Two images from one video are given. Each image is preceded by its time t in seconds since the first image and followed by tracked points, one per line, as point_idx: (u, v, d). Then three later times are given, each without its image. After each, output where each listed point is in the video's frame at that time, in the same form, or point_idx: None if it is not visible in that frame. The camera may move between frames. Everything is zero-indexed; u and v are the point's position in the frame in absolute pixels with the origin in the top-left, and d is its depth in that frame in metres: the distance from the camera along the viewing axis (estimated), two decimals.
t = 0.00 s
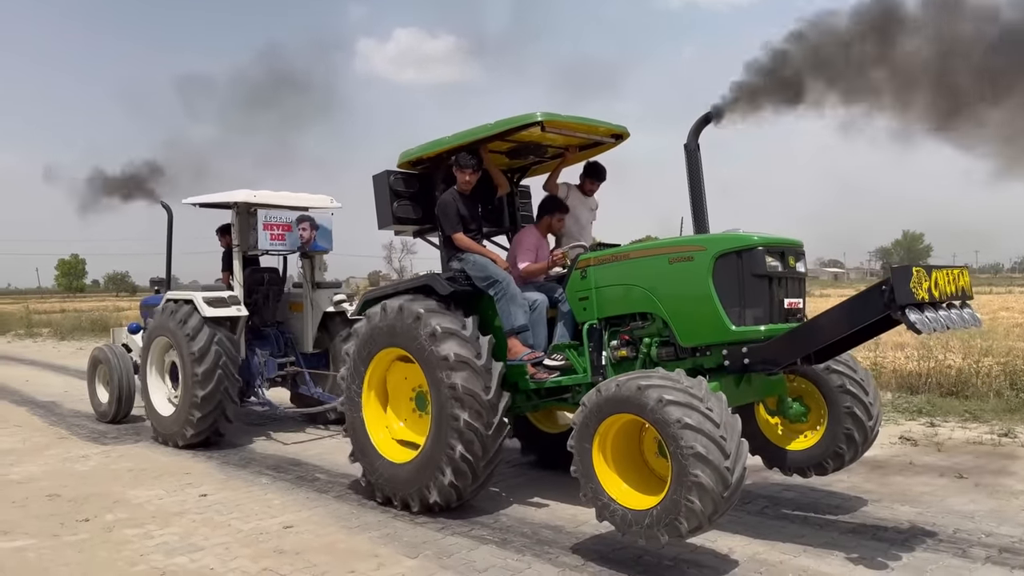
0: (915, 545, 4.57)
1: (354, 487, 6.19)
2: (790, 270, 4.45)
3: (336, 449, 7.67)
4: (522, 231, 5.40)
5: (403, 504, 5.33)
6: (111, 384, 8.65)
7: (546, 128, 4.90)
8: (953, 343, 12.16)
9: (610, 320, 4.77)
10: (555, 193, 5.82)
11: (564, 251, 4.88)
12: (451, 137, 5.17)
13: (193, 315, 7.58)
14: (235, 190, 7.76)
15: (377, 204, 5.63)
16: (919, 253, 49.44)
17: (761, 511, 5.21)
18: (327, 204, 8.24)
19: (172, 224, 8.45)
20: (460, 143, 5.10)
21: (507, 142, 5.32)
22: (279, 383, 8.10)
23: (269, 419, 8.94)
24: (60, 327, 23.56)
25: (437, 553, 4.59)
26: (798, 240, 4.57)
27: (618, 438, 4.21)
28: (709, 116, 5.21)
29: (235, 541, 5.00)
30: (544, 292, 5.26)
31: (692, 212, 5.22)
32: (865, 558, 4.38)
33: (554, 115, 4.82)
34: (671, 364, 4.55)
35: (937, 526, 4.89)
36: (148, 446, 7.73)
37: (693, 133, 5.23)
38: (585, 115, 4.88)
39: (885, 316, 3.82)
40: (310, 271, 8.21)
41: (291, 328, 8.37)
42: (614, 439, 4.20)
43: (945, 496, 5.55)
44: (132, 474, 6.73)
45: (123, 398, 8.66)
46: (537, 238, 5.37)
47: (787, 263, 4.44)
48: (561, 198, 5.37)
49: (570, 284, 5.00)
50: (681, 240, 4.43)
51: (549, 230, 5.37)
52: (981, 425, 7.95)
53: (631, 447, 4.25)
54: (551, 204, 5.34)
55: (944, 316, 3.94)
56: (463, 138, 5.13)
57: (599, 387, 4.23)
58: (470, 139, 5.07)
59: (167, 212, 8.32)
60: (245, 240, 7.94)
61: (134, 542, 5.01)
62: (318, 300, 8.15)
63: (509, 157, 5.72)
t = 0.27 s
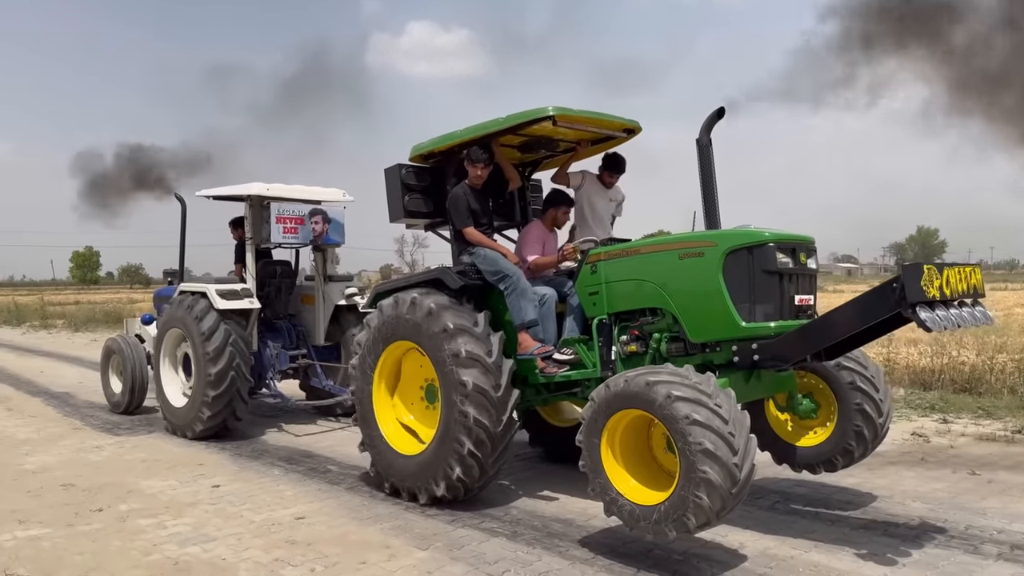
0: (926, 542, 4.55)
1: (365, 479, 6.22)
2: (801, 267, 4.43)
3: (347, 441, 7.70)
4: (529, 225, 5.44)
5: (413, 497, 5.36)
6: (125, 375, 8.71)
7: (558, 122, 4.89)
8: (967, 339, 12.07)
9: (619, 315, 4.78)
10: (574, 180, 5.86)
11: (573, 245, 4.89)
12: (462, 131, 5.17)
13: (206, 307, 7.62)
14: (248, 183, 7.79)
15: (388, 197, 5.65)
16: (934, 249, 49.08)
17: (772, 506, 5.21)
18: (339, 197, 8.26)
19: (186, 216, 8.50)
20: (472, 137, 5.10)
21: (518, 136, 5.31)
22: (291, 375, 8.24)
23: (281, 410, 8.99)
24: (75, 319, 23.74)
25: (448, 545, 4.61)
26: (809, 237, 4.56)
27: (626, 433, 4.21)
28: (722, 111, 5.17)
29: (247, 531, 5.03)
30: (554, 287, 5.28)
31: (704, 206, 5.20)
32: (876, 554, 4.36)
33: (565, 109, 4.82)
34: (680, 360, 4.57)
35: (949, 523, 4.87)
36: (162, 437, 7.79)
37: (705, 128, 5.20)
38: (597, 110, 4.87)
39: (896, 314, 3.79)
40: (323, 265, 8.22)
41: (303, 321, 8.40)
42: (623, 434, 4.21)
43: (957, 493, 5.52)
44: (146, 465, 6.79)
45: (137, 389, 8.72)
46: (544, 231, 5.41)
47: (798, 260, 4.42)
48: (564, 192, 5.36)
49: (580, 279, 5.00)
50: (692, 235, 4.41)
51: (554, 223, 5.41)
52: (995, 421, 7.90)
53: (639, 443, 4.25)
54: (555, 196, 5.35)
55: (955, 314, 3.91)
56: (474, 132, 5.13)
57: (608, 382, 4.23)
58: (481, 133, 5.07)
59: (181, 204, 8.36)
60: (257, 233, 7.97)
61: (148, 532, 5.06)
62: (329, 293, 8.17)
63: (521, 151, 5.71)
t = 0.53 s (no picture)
0: (933, 540, 4.54)
1: (371, 474, 6.24)
2: (807, 267, 4.43)
3: (353, 437, 7.72)
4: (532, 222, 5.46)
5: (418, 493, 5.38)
6: (132, 370, 8.75)
7: (565, 119, 4.89)
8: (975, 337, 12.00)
9: (625, 313, 4.77)
10: (586, 181, 5.87)
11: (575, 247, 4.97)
12: (469, 128, 5.17)
13: (212, 302, 7.64)
14: (254, 179, 7.80)
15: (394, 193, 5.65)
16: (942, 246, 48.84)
17: (778, 503, 5.20)
18: (345, 194, 8.27)
19: (192, 212, 8.51)
20: (478, 134, 5.10)
21: (525, 133, 5.31)
22: (297, 372, 8.25)
23: (288, 406, 9.02)
24: (83, 315, 23.86)
25: (454, 541, 4.62)
26: (814, 237, 4.55)
27: (631, 433, 4.21)
28: (729, 109, 5.11)
29: (254, 526, 5.05)
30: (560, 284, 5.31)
31: (711, 203, 5.19)
32: (882, 552, 4.35)
33: (572, 106, 4.81)
34: (686, 358, 4.56)
35: (956, 521, 4.86)
36: (169, 432, 7.82)
37: (713, 126, 5.19)
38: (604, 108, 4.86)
39: (902, 315, 3.78)
40: (329, 261, 8.23)
41: (309, 317, 8.42)
42: (626, 434, 4.21)
43: (964, 491, 5.50)
44: (153, 460, 6.81)
45: (144, 385, 8.76)
46: (546, 228, 5.42)
47: (804, 260, 4.42)
48: (571, 190, 5.39)
49: (586, 276, 4.99)
50: (698, 235, 4.40)
51: (558, 221, 5.44)
52: (1003, 420, 7.87)
53: (643, 442, 4.25)
54: (561, 194, 5.38)
55: (961, 316, 3.89)
56: (481, 129, 5.12)
57: (612, 382, 4.23)
58: (488, 130, 5.07)
59: (187, 200, 8.38)
60: (263, 229, 7.98)
61: (155, 526, 5.08)
62: (335, 290, 8.17)
63: (528, 148, 5.71)
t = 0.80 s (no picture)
0: (934, 538, 4.53)
1: (372, 472, 6.24)
2: (808, 271, 4.41)
3: (354, 435, 7.72)
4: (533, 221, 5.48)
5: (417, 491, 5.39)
6: (133, 368, 8.75)
7: (567, 119, 4.88)
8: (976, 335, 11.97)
9: (624, 314, 4.76)
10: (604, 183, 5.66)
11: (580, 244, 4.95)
12: (470, 126, 5.16)
13: (213, 301, 7.64)
14: (254, 177, 7.80)
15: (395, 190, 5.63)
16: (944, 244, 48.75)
17: (779, 502, 5.20)
18: (345, 192, 8.27)
19: (193, 210, 8.51)
20: (480, 132, 5.09)
21: (527, 132, 5.31)
22: (297, 370, 8.26)
23: (289, 404, 9.02)
24: (85, 313, 23.88)
25: (454, 539, 4.61)
26: (816, 241, 4.53)
27: (629, 436, 4.21)
28: (733, 110, 5.16)
29: (255, 525, 5.05)
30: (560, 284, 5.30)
31: (711, 203, 5.18)
32: (883, 550, 4.35)
33: (574, 106, 4.80)
34: (684, 360, 4.55)
35: (957, 519, 4.85)
36: (170, 430, 7.82)
37: (715, 127, 5.19)
38: (606, 107, 4.85)
39: (902, 323, 3.76)
40: (329, 259, 8.23)
41: (309, 314, 8.42)
42: (624, 438, 4.20)
43: (965, 490, 5.50)
44: (154, 458, 6.81)
45: (145, 383, 8.76)
46: (547, 227, 5.43)
47: (805, 264, 4.40)
48: (574, 192, 5.39)
49: (586, 277, 4.98)
50: (699, 237, 4.39)
51: (560, 221, 5.41)
52: (1004, 418, 7.85)
53: (640, 445, 4.25)
54: (565, 195, 5.38)
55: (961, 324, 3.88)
56: (482, 127, 5.12)
57: (610, 385, 4.22)
58: (489, 129, 5.06)
59: (187, 198, 8.38)
60: (264, 227, 7.98)
61: (156, 525, 5.08)
62: (335, 288, 8.16)
63: (529, 146, 5.70)
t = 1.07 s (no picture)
0: (931, 536, 4.53)
1: (368, 471, 6.22)
2: (805, 278, 4.40)
3: (350, 433, 7.70)
4: (531, 219, 5.48)
5: (414, 491, 5.40)
6: (128, 367, 8.72)
7: (566, 119, 4.88)
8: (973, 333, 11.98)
9: (621, 316, 4.75)
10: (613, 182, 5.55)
11: (577, 246, 4.95)
12: (468, 124, 5.14)
13: (209, 300, 7.62)
14: (249, 175, 7.77)
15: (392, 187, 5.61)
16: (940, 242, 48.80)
17: (776, 500, 5.20)
18: (341, 190, 8.25)
19: (187, 208, 8.49)
20: (479, 131, 5.08)
21: (526, 131, 5.30)
22: (293, 368, 8.26)
23: (285, 403, 9.01)
24: (80, 312, 23.82)
25: (451, 537, 4.60)
26: (814, 247, 4.52)
27: (623, 442, 4.22)
28: (731, 114, 5.22)
29: (251, 524, 5.03)
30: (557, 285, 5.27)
31: (711, 205, 5.19)
32: (879, 548, 4.34)
33: (573, 106, 4.80)
34: (681, 365, 4.56)
35: (953, 517, 4.85)
36: (166, 429, 7.80)
37: (715, 130, 5.21)
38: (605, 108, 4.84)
39: (898, 336, 3.76)
40: (324, 257, 8.23)
41: (305, 313, 8.40)
42: (619, 444, 4.21)
43: (961, 487, 5.50)
44: (150, 457, 6.79)
45: (140, 381, 8.74)
46: (545, 227, 5.43)
47: (802, 271, 4.38)
48: (574, 193, 5.36)
49: (582, 278, 4.95)
50: (698, 242, 4.39)
51: (558, 221, 5.42)
52: (1000, 416, 7.86)
53: (634, 450, 4.25)
54: (566, 196, 5.35)
55: (958, 336, 3.89)
56: (480, 126, 5.10)
57: (606, 391, 4.22)
58: (487, 128, 5.04)
59: (182, 196, 8.35)
60: (259, 225, 7.96)
61: (151, 524, 5.06)
62: (331, 287, 8.18)
63: (528, 144, 5.69)
